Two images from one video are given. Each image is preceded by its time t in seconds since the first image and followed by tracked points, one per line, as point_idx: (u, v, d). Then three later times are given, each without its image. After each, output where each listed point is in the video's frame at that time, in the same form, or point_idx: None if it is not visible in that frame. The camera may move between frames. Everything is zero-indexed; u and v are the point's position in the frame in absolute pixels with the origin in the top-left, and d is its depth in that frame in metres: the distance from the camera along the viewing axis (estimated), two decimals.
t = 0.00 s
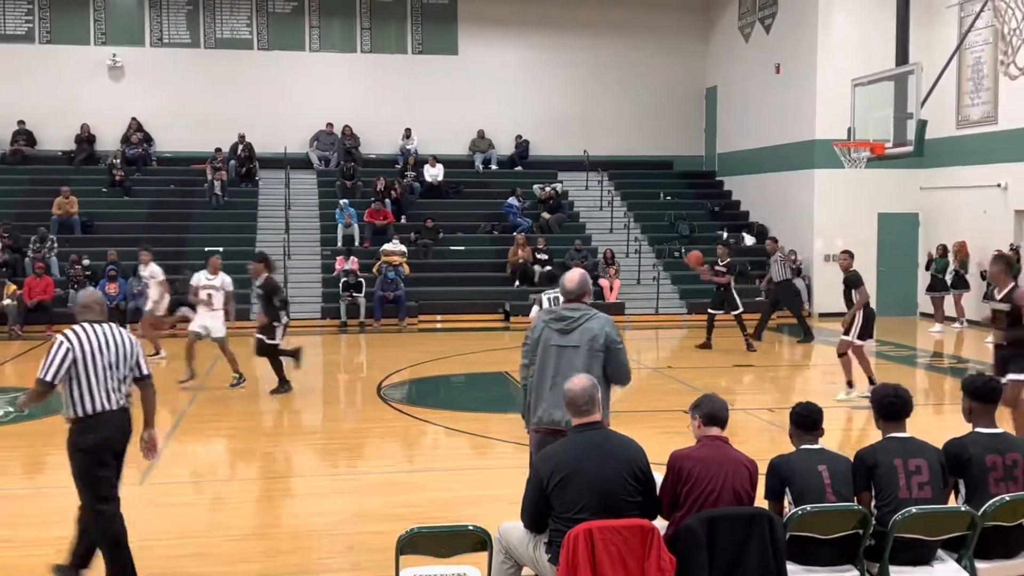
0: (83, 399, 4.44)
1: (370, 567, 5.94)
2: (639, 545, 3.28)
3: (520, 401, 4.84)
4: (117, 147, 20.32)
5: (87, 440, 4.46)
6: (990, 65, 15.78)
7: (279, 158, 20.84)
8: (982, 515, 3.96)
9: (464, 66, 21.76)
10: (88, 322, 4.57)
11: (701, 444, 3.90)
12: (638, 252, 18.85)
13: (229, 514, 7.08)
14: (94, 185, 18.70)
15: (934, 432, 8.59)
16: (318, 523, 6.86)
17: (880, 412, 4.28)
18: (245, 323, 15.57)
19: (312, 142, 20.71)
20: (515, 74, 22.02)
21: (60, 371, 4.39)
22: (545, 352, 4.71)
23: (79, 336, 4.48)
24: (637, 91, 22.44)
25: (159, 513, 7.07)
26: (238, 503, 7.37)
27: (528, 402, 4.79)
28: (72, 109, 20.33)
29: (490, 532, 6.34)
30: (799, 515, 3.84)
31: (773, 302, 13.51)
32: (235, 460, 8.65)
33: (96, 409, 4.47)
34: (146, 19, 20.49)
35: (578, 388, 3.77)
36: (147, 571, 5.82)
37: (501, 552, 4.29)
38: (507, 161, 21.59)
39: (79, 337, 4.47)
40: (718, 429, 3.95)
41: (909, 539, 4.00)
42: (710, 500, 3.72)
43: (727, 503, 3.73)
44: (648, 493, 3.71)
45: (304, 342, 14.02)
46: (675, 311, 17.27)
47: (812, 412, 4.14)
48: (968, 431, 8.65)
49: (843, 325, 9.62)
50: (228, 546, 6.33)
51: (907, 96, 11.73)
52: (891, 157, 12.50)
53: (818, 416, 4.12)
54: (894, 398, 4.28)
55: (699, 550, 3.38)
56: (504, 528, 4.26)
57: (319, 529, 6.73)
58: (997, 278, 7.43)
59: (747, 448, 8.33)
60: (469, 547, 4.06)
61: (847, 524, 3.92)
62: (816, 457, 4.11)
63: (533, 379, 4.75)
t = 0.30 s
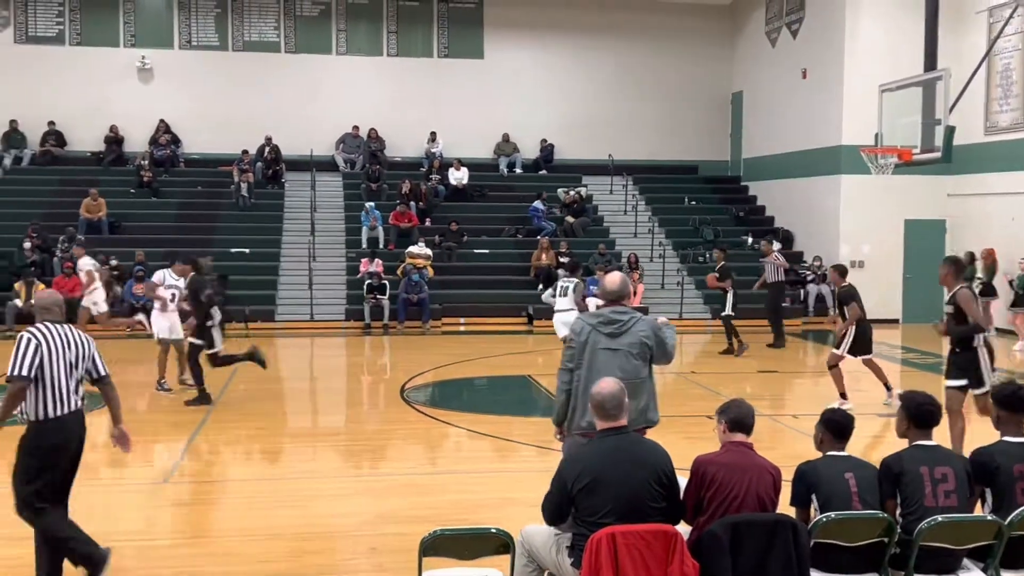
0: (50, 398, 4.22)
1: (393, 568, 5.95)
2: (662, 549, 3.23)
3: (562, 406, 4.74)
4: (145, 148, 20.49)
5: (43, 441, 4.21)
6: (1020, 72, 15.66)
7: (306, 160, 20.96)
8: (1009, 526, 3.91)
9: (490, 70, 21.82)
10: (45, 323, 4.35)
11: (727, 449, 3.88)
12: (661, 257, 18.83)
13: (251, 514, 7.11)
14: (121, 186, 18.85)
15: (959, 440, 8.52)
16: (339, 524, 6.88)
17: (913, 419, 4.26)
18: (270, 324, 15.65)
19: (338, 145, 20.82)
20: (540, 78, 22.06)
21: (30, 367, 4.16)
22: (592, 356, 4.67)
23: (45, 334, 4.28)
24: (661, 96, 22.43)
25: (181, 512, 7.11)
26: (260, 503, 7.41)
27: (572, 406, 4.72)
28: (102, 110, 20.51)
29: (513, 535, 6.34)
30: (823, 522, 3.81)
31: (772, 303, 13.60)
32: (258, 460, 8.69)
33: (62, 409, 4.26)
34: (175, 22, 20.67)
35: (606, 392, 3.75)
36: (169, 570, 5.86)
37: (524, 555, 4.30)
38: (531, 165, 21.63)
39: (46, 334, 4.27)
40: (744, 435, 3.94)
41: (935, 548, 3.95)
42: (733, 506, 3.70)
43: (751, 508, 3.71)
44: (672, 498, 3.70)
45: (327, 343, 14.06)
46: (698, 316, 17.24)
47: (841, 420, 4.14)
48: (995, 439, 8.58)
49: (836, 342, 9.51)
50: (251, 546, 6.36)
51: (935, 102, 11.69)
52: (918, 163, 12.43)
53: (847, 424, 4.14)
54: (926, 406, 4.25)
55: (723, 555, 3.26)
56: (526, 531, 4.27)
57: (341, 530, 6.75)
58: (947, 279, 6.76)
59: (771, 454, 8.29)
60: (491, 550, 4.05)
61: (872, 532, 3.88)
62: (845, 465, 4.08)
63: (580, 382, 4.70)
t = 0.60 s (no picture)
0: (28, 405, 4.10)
1: (427, 571, 5.94)
2: (696, 558, 3.10)
3: (598, 416, 4.60)
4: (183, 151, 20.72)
5: (12, 445, 4.08)
6: None
7: (341, 163, 21.09)
8: None
9: (524, 74, 21.86)
10: (9, 329, 4.13)
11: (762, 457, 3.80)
12: (695, 262, 18.76)
13: (285, 515, 7.14)
14: (159, 188, 19.04)
15: (999, 450, 8.40)
16: (372, 526, 6.89)
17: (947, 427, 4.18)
18: (306, 327, 15.74)
19: (373, 148, 20.94)
20: (575, 82, 22.05)
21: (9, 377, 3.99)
22: (628, 365, 4.57)
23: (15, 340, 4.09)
24: (694, 100, 22.37)
25: (216, 513, 7.15)
26: (293, 504, 7.44)
27: (609, 416, 4.59)
28: (140, 113, 20.73)
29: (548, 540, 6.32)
30: (861, 529, 3.68)
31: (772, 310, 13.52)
32: (293, 462, 8.73)
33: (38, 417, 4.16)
34: (213, 26, 20.88)
35: (638, 398, 3.66)
36: (204, 569, 5.89)
37: (557, 560, 4.23)
38: (565, 169, 21.63)
39: (17, 341, 4.08)
40: (779, 442, 3.87)
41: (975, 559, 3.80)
42: (768, 514, 3.59)
43: (787, 516, 3.60)
44: (707, 506, 3.60)
45: (362, 346, 14.12)
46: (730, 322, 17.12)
47: (877, 428, 4.09)
48: None
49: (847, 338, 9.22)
50: (285, 547, 6.38)
51: (975, 107, 11.57)
52: (957, 168, 12.31)
53: (883, 430, 4.08)
54: (963, 415, 4.17)
55: (758, 565, 3.18)
56: (560, 536, 4.23)
57: (373, 532, 6.76)
58: (899, 285, 6.52)
59: (807, 461, 8.22)
60: (525, 554, 4.08)
61: (908, 540, 3.76)
62: (883, 473, 3.98)
63: (617, 391, 4.58)
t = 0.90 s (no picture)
0: None
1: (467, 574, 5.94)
2: (737, 564, 3.08)
3: (620, 427, 4.33)
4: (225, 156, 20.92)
5: None
6: None
7: (379, 167, 21.21)
8: None
9: (563, 77, 21.86)
10: None
11: (804, 462, 3.74)
12: (733, 267, 18.71)
13: (324, 518, 7.17)
14: (201, 193, 19.23)
15: None
16: (409, 530, 6.89)
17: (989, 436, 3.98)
18: (345, 331, 15.83)
19: (411, 153, 21.00)
20: (614, 86, 22.03)
21: None
22: (651, 373, 4.31)
23: None
24: (733, 104, 22.27)
25: (255, 514, 7.21)
26: (332, 506, 7.48)
27: (632, 427, 4.33)
28: (182, 117, 20.97)
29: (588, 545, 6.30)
30: (903, 538, 3.56)
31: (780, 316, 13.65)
32: (331, 464, 8.78)
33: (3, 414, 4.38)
34: (254, 32, 21.08)
35: (682, 404, 3.58)
36: (245, 570, 5.94)
37: (597, 567, 4.24)
38: (603, 173, 21.61)
39: None
40: (821, 449, 3.79)
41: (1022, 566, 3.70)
42: (810, 520, 3.54)
43: (829, 523, 3.55)
44: (749, 512, 3.52)
45: (400, 349, 14.18)
46: (769, 330, 17.10)
47: (919, 433, 4.07)
48: None
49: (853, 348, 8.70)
50: (323, 549, 6.41)
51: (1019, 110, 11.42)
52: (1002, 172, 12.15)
53: (925, 436, 4.05)
54: (1004, 422, 3.97)
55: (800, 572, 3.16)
56: (598, 542, 4.24)
57: (411, 535, 6.77)
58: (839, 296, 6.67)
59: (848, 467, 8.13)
60: (563, 559, 4.04)
61: (951, 549, 3.63)
62: (927, 481, 3.89)
63: (640, 401, 4.31)
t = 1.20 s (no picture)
0: None
1: None
2: (778, 570, 3.06)
3: (647, 438, 4.25)
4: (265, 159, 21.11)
5: None
6: None
7: (417, 171, 21.31)
8: None
9: (601, 80, 21.86)
10: None
11: (846, 467, 3.58)
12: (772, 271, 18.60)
13: (363, 520, 7.20)
14: (241, 196, 19.41)
15: None
16: (448, 532, 6.90)
17: None
18: (383, 334, 15.91)
19: (449, 156, 21.08)
20: (652, 89, 21.99)
21: None
22: (677, 381, 4.27)
23: None
24: (771, 106, 22.16)
25: (296, 516, 7.25)
26: (371, 509, 7.51)
27: (658, 436, 4.27)
28: (223, 122, 21.21)
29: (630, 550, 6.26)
30: (948, 545, 3.49)
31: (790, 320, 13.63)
32: (371, 466, 8.83)
33: None
34: (294, 37, 21.25)
35: (725, 408, 3.56)
36: (287, 570, 5.99)
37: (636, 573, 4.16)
38: (641, 176, 21.56)
39: None
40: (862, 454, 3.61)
41: None
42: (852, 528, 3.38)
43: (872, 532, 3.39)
44: (790, 519, 3.39)
45: (438, 352, 14.23)
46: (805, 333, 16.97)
47: (965, 439, 3.88)
48: None
49: (852, 355, 8.34)
50: (363, 551, 6.43)
51: None
52: None
53: (971, 442, 3.86)
54: None
55: None
56: (637, 546, 4.16)
57: (450, 538, 6.78)
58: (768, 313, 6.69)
59: (891, 473, 8.05)
60: (602, 565, 3.91)
61: (996, 557, 3.56)
62: (974, 490, 3.75)
63: (666, 409, 4.26)
